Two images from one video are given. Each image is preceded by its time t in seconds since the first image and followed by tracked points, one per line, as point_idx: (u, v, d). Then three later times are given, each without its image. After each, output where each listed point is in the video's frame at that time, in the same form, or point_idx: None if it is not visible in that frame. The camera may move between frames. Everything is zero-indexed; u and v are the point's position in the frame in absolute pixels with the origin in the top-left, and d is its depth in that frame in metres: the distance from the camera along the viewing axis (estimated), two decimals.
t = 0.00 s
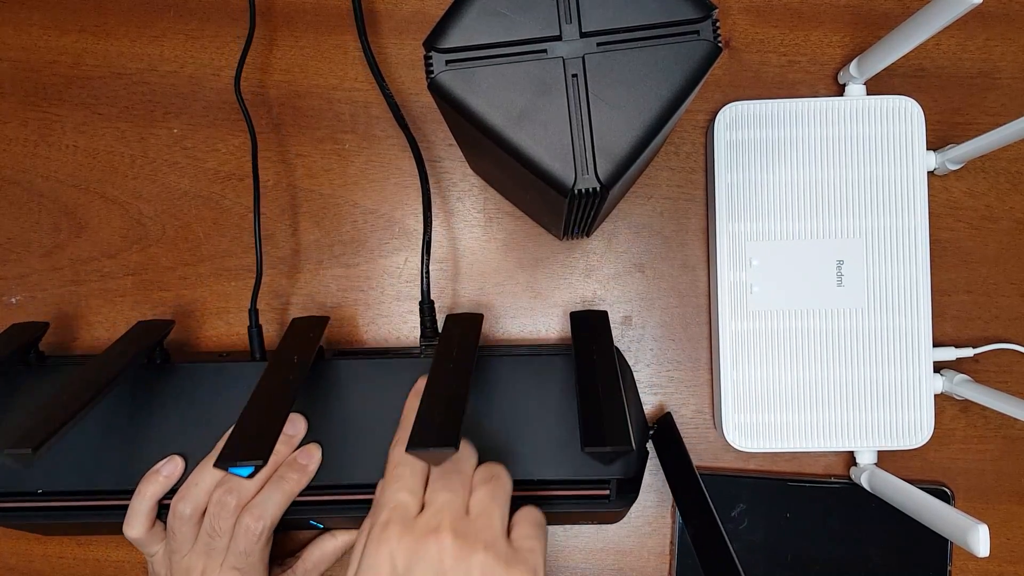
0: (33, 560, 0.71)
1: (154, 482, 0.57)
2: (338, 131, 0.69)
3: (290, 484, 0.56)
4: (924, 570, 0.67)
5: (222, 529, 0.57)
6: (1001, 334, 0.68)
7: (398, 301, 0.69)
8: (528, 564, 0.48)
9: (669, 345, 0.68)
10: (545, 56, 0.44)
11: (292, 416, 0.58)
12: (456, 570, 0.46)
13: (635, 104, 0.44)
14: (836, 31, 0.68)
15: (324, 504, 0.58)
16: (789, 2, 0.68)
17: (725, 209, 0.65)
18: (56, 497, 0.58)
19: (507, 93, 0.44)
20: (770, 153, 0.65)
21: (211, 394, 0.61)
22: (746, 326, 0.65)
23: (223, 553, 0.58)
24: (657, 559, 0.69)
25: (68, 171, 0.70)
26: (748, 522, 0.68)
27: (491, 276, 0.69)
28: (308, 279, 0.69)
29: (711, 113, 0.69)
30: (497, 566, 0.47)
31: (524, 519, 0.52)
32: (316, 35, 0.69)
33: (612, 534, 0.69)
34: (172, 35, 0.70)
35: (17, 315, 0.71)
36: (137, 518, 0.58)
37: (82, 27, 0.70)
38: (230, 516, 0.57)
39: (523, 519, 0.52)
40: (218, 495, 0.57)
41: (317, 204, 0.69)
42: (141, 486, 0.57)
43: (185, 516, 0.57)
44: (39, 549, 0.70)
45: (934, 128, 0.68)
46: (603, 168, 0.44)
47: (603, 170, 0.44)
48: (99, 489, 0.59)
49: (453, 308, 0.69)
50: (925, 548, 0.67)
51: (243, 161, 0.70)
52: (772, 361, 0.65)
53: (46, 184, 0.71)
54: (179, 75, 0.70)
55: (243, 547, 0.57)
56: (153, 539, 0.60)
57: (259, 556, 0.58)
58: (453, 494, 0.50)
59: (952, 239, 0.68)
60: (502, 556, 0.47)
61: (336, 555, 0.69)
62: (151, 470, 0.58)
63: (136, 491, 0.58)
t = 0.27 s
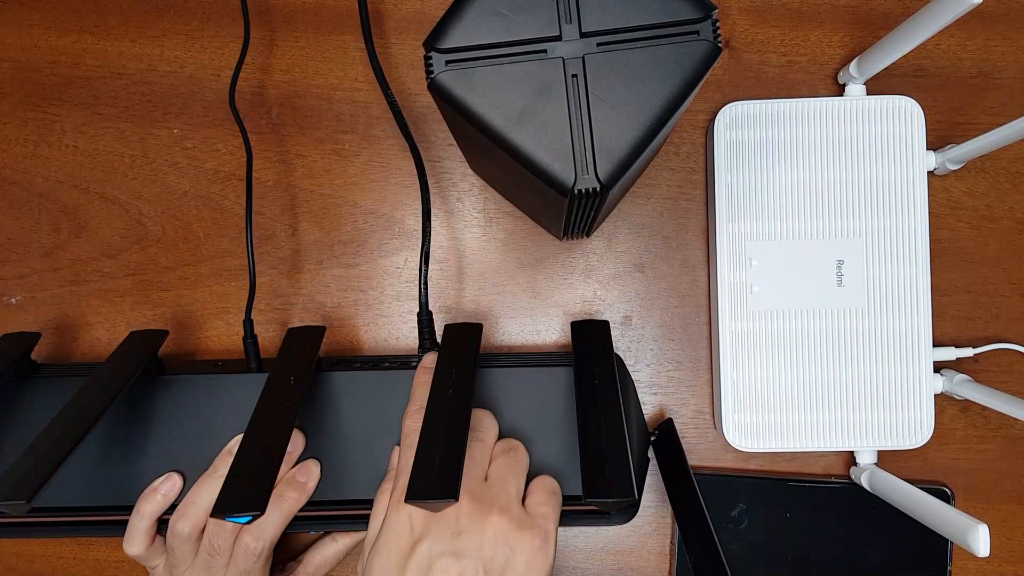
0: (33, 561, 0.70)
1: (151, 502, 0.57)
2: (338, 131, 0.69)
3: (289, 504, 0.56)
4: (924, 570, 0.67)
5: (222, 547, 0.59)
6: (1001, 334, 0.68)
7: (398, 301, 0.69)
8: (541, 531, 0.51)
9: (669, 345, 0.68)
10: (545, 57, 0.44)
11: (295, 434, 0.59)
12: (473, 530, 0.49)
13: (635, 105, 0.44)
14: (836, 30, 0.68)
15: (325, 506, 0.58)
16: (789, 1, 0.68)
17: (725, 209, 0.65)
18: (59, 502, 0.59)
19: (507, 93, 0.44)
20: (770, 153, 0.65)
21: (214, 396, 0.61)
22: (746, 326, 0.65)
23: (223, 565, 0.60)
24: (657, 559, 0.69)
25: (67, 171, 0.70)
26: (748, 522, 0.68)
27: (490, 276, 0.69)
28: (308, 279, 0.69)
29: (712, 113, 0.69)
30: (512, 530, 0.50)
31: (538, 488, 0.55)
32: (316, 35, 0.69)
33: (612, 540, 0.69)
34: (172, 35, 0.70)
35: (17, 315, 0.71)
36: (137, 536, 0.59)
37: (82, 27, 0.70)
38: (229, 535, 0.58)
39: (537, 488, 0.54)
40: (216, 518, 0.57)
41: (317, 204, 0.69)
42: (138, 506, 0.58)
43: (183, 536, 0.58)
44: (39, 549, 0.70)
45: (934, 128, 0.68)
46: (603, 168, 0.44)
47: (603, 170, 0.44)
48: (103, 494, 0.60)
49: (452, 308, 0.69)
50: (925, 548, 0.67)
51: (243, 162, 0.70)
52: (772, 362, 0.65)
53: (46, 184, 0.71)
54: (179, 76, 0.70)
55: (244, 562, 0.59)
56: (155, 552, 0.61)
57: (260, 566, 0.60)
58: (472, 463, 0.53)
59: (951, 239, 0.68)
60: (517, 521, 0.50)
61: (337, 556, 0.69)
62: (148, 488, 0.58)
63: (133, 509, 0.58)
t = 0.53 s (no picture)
0: (33, 561, 0.70)
1: (151, 507, 0.57)
2: (338, 131, 0.69)
3: (289, 507, 0.56)
4: (924, 570, 0.67)
5: (222, 550, 0.59)
6: (1001, 334, 0.68)
7: (398, 301, 0.69)
8: (546, 533, 0.51)
9: (668, 345, 0.68)
10: (545, 57, 0.44)
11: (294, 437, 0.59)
12: (477, 536, 0.49)
13: (635, 105, 0.44)
14: (836, 30, 0.68)
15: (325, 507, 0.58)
16: (789, 1, 0.68)
17: (724, 209, 0.65)
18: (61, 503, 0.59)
19: (507, 94, 0.44)
20: (769, 154, 0.65)
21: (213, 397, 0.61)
22: (746, 326, 0.65)
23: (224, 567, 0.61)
24: (657, 559, 0.69)
25: (67, 171, 0.70)
26: (749, 522, 0.68)
27: (490, 275, 0.69)
28: (307, 279, 0.69)
29: (712, 113, 0.69)
30: (517, 533, 0.50)
31: (539, 492, 0.55)
32: (316, 35, 0.69)
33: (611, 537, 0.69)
34: (173, 36, 0.70)
35: (17, 315, 0.71)
36: (138, 541, 0.59)
37: (82, 27, 0.70)
38: (230, 539, 0.59)
39: (538, 492, 0.55)
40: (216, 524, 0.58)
41: (317, 204, 0.69)
42: (138, 510, 0.58)
43: (183, 542, 0.58)
44: (39, 549, 0.70)
45: (934, 128, 0.68)
46: (603, 168, 0.44)
47: (603, 170, 0.44)
48: (104, 494, 0.60)
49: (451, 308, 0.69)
50: (925, 548, 0.67)
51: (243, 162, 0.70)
52: (772, 361, 0.65)
53: (45, 184, 0.71)
54: (179, 76, 0.70)
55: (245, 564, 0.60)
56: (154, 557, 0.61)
57: (261, 567, 0.61)
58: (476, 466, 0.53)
59: (951, 239, 0.68)
60: (522, 524, 0.50)
61: (338, 557, 0.69)
62: (148, 493, 0.58)
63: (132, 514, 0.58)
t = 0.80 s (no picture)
0: (33, 561, 0.71)
1: (152, 505, 0.58)
2: (338, 131, 0.69)
3: (289, 505, 0.56)
4: (924, 570, 0.67)
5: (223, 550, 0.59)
6: (1001, 334, 0.68)
7: (398, 301, 0.69)
8: (549, 533, 0.51)
9: (668, 345, 0.68)
10: (545, 57, 0.44)
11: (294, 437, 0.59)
12: (482, 536, 0.49)
13: (635, 104, 0.44)
14: (836, 31, 0.68)
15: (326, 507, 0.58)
16: (789, 1, 0.68)
17: (724, 209, 0.65)
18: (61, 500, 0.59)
19: (507, 93, 0.44)
20: (769, 153, 0.65)
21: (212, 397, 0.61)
22: (745, 326, 0.65)
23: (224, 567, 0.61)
24: (657, 559, 0.69)
25: (67, 171, 0.70)
26: (749, 522, 0.68)
27: (490, 275, 0.69)
28: (307, 279, 0.69)
29: (712, 113, 0.69)
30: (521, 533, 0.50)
31: (538, 493, 0.55)
32: (316, 35, 0.69)
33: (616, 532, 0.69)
34: (173, 36, 0.70)
35: (18, 315, 0.71)
36: (138, 540, 0.59)
37: (82, 27, 0.70)
38: (231, 538, 0.59)
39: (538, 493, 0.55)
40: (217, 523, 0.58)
41: (317, 204, 0.69)
42: (139, 509, 0.58)
43: (184, 539, 0.58)
44: (40, 549, 0.70)
45: (934, 128, 0.68)
46: (603, 168, 0.44)
47: (603, 170, 0.44)
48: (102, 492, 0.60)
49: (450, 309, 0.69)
50: (925, 548, 0.67)
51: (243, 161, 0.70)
52: (772, 361, 0.65)
53: (45, 184, 0.71)
54: (179, 75, 0.70)
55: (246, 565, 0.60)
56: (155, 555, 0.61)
57: (260, 567, 0.61)
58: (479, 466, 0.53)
59: (952, 239, 0.68)
60: (525, 523, 0.51)
61: (338, 556, 0.69)
62: (148, 490, 0.59)
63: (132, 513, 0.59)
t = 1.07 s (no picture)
0: (33, 560, 0.70)
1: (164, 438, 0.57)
2: (338, 130, 0.69)
3: (296, 439, 0.55)
4: (924, 570, 0.67)
5: (227, 480, 0.55)
6: (1001, 334, 0.68)
7: (398, 301, 0.69)
8: (550, 511, 0.49)
9: (669, 345, 0.68)
10: (545, 56, 0.44)
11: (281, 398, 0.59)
12: (487, 523, 0.46)
13: (635, 104, 0.44)
14: (836, 30, 0.68)
15: (321, 484, 0.57)
16: (789, 1, 0.68)
17: (724, 209, 0.65)
18: (64, 467, 0.57)
19: (508, 93, 0.44)
20: (769, 153, 0.65)
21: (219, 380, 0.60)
22: (745, 326, 0.65)
23: (224, 511, 0.57)
24: (657, 559, 0.69)
25: (67, 171, 0.70)
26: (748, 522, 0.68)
27: (490, 275, 0.69)
28: (307, 279, 0.69)
29: (711, 113, 0.69)
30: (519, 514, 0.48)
31: (531, 467, 0.52)
32: (316, 35, 0.69)
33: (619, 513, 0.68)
34: (173, 36, 0.70)
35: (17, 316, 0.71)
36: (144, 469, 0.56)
37: (82, 27, 0.70)
38: (237, 465, 0.55)
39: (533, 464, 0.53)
40: (224, 448, 0.55)
41: (317, 203, 0.69)
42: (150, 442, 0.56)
43: (190, 468, 0.55)
44: (40, 549, 0.70)
45: (934, 128, 0.68)
46: (603, 168, 0.44)
47: (603, 170, 0.44)
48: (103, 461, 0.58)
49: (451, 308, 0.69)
50: (925, 548, 0.67)
51: (243, 161, 0.70)
52: (772, 361, 0.65)
53: (45, 184, 0.71)
54: (179, 75, 0.70)
55: (247, 499, 0.55)
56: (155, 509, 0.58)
57: (262, 512, 0.56)
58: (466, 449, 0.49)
59: (952, 239, 0.68)
60: (526, 505, 0.48)
61: (336, 547, 0.67)
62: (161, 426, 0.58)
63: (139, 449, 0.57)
